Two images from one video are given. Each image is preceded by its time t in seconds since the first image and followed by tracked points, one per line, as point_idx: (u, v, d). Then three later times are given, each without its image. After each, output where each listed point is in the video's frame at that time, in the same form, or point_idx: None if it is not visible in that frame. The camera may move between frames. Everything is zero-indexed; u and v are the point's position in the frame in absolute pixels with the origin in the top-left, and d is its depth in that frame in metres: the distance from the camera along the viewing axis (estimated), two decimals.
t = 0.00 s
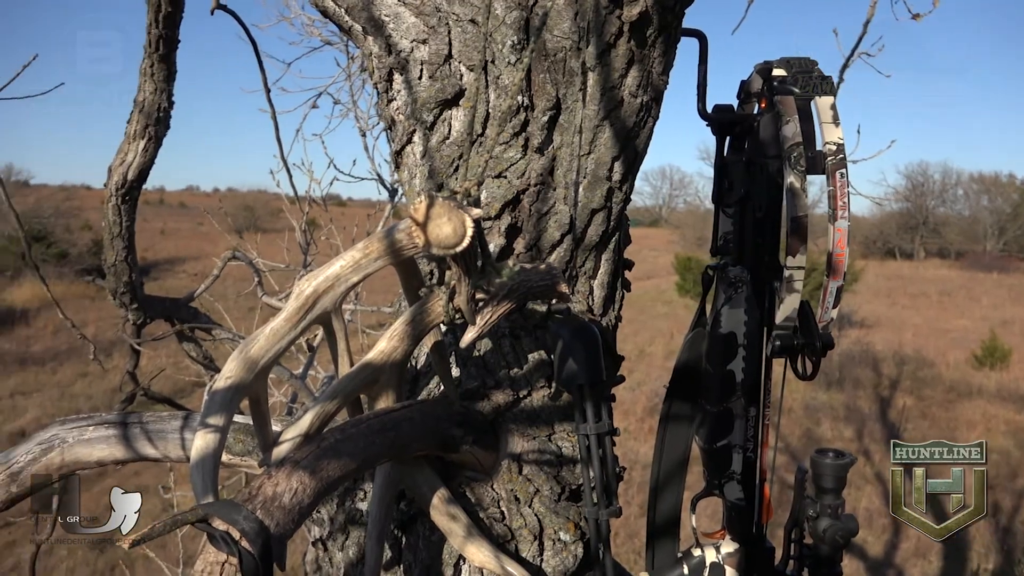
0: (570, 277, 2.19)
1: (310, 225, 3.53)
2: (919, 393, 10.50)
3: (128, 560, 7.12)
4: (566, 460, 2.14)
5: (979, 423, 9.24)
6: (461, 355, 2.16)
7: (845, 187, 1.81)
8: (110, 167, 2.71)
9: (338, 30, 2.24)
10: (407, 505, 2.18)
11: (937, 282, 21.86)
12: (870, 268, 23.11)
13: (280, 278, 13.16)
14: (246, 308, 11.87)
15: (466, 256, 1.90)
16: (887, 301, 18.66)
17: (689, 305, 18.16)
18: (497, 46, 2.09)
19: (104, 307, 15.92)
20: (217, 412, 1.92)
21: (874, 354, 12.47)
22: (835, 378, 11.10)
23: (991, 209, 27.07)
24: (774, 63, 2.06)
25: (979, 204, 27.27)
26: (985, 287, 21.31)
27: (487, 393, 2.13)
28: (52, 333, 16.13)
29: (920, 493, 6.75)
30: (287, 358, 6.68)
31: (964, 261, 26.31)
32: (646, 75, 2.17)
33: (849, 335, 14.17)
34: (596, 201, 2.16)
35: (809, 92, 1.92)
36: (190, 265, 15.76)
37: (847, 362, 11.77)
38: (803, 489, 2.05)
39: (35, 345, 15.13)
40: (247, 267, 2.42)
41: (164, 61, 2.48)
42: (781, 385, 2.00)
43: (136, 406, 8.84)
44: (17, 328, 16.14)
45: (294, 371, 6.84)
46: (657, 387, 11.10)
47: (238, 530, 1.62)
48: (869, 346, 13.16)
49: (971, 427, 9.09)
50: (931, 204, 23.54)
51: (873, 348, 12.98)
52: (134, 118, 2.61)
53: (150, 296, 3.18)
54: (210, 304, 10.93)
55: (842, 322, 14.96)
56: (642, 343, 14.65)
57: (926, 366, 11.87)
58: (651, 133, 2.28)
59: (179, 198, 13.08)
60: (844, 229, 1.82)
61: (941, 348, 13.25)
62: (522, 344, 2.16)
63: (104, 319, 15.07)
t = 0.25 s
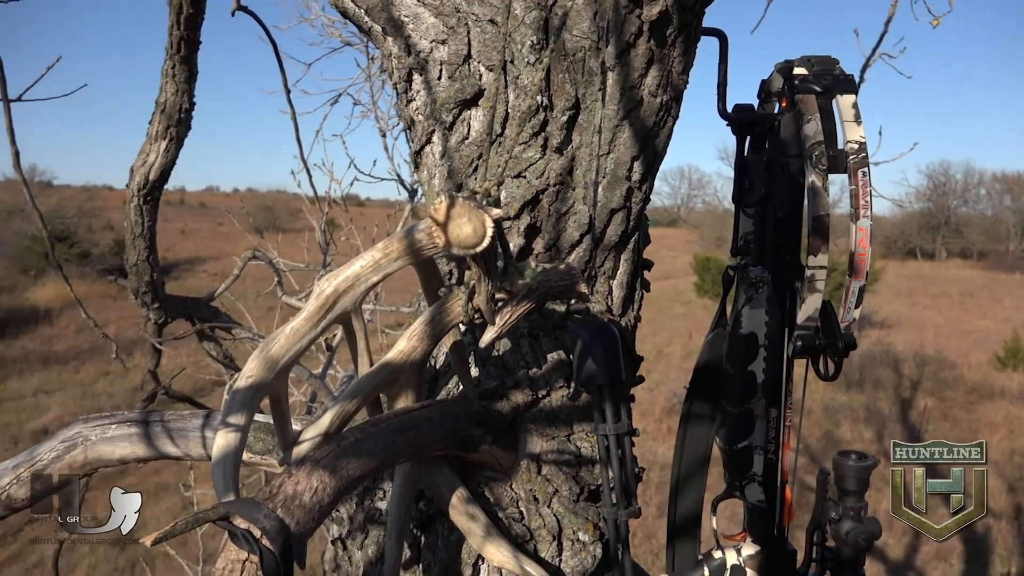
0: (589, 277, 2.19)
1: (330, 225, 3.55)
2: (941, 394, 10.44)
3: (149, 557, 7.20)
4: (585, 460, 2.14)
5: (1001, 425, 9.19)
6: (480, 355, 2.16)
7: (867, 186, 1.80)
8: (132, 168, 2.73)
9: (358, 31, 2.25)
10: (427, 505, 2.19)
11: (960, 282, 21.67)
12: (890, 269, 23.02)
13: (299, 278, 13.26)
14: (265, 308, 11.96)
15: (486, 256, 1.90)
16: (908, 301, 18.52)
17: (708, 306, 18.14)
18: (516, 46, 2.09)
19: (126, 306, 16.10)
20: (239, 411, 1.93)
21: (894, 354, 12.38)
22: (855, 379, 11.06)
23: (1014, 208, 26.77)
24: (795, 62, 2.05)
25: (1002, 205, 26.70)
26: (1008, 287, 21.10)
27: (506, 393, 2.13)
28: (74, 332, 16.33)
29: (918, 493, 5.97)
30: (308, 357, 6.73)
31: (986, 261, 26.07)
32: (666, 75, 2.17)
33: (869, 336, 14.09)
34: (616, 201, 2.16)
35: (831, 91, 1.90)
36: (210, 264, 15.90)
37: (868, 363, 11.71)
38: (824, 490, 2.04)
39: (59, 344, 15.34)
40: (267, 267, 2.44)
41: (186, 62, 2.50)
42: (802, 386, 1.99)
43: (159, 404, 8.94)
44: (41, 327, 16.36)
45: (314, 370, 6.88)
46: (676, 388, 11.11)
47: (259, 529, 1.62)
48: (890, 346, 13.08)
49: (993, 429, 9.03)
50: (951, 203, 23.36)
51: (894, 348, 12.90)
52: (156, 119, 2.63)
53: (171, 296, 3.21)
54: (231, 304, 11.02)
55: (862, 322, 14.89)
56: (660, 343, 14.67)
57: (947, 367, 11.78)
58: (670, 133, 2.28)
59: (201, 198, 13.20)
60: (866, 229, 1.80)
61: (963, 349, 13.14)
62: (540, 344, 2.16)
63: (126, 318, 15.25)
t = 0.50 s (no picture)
0: (604, 277, 2.19)
1: (344, 225, 3.57)
2: (958, 396, 10.40)
3: (165, 555, 7.26)
4: (600, 461, 2.14)
5: (1019, 428, 9.16)
6: (494, 355, 2.17)
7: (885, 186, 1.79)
8: (148, 168, 2.75)
9: (373, 31, 2.26)
10: (441, 505, 2.19)
11: (977, 282, 21.53)
12: (907, 271, 22.94)
13: (315, 278, 13.34)
14: (281, 307, 12.06)
15: (501, 257, 1.90)
16: (925, 302, 18.44)
17: (723, 306, 18.12)
18: (531, 46, 2.09)
19: (141, 305, 16.23)
20: (255, 410, 1.94)
21: (910, 355, 12.33)
22: (871, 380, 11.04)
23: None
24: (811, 61, 2.03)
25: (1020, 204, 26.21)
26: None
27: (520, 393, 2.13)
28: (91, 330, 16.49)
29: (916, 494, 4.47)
30: (324, 357, 6.77)
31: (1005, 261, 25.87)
32: (681, 75, 2.16)
33: (885, 337, 14.04)
34: (631, 202, 2.16)
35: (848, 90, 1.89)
36: (225, 265, 16.00)
37: (884, 364, 11.67)
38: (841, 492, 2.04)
39: (75, 343, 15.48)
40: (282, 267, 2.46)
41: (201, 63, 2.51)
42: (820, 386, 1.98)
43: (175, 403, 9.01)
44: (57, 326, 16.51)
45: (329, 369, 6.91)
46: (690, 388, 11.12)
47: (274, 527, 1.61)
48: (907, 347, 13.03)
49: (1010, 432, 9.01)
50: (967, 203, 23.24)
51: (911, 349, 12.84)
52: (173, 120, 2.65)
53: (187, 295, 3.23)
54: (247, 303, 11.11)
55: (877, 323, 14.83)
56: (675, 343, 14.68)
57: (965, 368, 11.71)
58: (686, 133, 2.27)
59: (218, 198, 13.30)
60: (884, 228, 1.79)
61: (980, 350, 13.07)
62: (555, 345, 2.16)
63: (142, 318, 15.37)
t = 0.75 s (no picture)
0: (622, 276, 2.19)
1: (362, 224, 3.58)
2: (978, 398, 10.32)
3: (184, 552, 7.32)
4: (618, 461, 2.14)
5: None
6: (512, 355, 2.17)
7: (906, 185, 1.78)
8: (168, 168, 2.78)
9: (391, 32, 2.26)
10: (459, 504, 2.20)
11: (998, 282, 21.33)
12: (926, 271, 22.81)
13: (332, 278, 13.41)
14: (298, 306, 12.14)
15: (519, 256, 1.90)
16: (945, 302, 18.29)
17: (740, 306, 18.08)
18: (549, 46, 2.09)
19: (160, 304, 16.37)
20: (274, 409, 1.94)
21: (930, 355, 12.24)
22: (890, 381, 10.98)
23: None
24: (831, 60, 2.02)
25: None
26: None
27: (538, 393, 2.13)
28: (111, 329, 16.67)
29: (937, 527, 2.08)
30: (342, 356, 6.80)
31: None
32: (700, 74, 2.15)
33: (904, 338, 13.94)
34: (649, 201, 2.15)
35: (868, 89, 1.88)
36: (243, 264, 16.11)
37: (903, 364, 11.59)
38: (861, 493, 2.03)
39: (96, 342, 15.64)
40: (300, 267, 2.47)
41: (221, 64, 2.52)
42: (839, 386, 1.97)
43: (195, 401, 9.09)
44: (77, 325, 16.68)
45: (347, 369, 6.95)
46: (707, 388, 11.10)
47: (293, 526, 1.61)
48: (927, 348, 12.93)
49: None
50: (987, 202, 23.04)
51: (930, 350, 12.74)
52: (192, 121, 2.67)
53: (206, 295, 3.25)
54: (265, 303, 11.19)
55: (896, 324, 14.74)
56: (691, 343, 14.67)
57: (985, 369, 11.61)
58: (704, 132, 2.26)
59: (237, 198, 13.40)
60: (904, 229, 1.78)
61: (1001, 352, 12.95)
62: (573, 345, 2.16)
63: (161, 317, 15.50)
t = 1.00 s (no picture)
0: (646, 276, 2.18)
1: (384, 224, 3.59)
2: (1005, 400, 10.20)
3: (208, 549, 7.39)
4: (641, 461, 2.13)
5: None
6: (535, 355, 2.17)
7: (934, 185, 1.75)
8: (193, 168, 2.80)
9: (413, 32, 2.26)
10: (481, 504, 2.20)
11: None
12: (953, 271, 22.60)
13: (354, 278, 13.48)
14: (320, 306, 12.22)
15: (543, 256, 1.90)
16: (971, 303, 18.08)
17: (762, 307, 17.99)
18: (571, 45, 2.09)
19: (184, 304, 16.53)
20: (298, 408, 1.95)
21: (955, 357, 12.11)
22: (914, 383, 10.88)
23: None
24: (857, 59, 2.01)
25: None
26: None
27: (561, 393, 2.13)
28: (136, 328, 16.88)
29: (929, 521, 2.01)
30: (365, 355, 6.83)
31: None
32: (723, 73, 2.14)
33: (929, 339, 13.80)
34: (672, 201, 2.14)
35: (895, 88, 1.86)
36: (266, 264, 16.23)
37: (928, 366, 11.48)
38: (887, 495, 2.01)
39: (121, 341, 15.83)
40: (323, 267, 2.48)
41: (245, 65, 2.54)
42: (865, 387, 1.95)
43: (219, 399, 9.18)
44: (102, 324, 16.90)
45: (370, 368, 6.99)
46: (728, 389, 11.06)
47: (317, 524, 1.61)
48: (953, 349, 12.79)
49: None
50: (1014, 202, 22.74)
51: (956, 352, 12.60)
52: (216, 121, 2.69)
53: (230, 294, 3.28)
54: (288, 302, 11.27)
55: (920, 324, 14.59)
56: (713, 344, 14.63)
57: (1012, 371, 11.47)
58: (728, 132, 2.25)
59: (260, 197, 13.51)
60: (932, 228, 1.75)
61: None
62: (596, 345, 2.16)
63: (185, 316, 15.64)
